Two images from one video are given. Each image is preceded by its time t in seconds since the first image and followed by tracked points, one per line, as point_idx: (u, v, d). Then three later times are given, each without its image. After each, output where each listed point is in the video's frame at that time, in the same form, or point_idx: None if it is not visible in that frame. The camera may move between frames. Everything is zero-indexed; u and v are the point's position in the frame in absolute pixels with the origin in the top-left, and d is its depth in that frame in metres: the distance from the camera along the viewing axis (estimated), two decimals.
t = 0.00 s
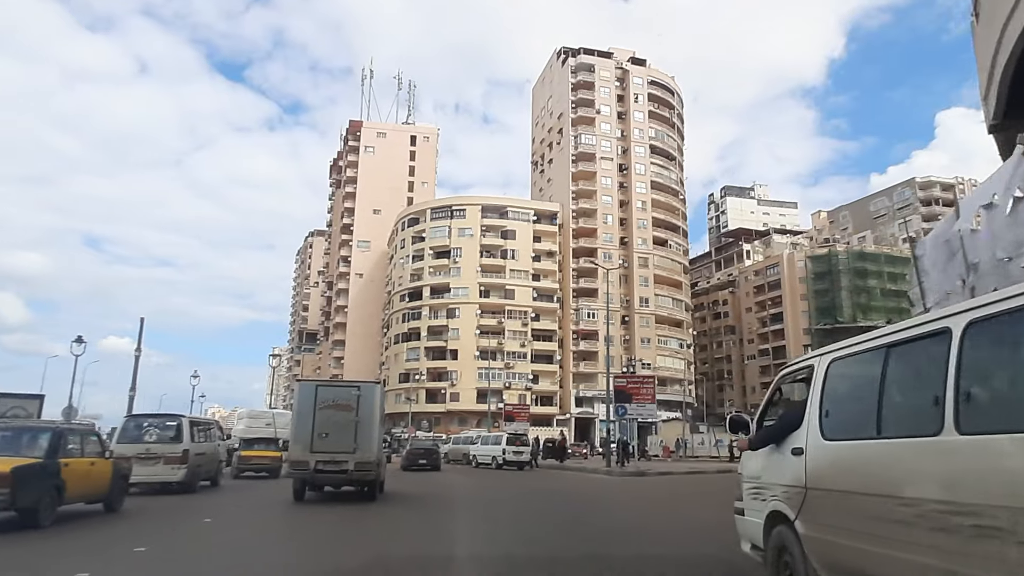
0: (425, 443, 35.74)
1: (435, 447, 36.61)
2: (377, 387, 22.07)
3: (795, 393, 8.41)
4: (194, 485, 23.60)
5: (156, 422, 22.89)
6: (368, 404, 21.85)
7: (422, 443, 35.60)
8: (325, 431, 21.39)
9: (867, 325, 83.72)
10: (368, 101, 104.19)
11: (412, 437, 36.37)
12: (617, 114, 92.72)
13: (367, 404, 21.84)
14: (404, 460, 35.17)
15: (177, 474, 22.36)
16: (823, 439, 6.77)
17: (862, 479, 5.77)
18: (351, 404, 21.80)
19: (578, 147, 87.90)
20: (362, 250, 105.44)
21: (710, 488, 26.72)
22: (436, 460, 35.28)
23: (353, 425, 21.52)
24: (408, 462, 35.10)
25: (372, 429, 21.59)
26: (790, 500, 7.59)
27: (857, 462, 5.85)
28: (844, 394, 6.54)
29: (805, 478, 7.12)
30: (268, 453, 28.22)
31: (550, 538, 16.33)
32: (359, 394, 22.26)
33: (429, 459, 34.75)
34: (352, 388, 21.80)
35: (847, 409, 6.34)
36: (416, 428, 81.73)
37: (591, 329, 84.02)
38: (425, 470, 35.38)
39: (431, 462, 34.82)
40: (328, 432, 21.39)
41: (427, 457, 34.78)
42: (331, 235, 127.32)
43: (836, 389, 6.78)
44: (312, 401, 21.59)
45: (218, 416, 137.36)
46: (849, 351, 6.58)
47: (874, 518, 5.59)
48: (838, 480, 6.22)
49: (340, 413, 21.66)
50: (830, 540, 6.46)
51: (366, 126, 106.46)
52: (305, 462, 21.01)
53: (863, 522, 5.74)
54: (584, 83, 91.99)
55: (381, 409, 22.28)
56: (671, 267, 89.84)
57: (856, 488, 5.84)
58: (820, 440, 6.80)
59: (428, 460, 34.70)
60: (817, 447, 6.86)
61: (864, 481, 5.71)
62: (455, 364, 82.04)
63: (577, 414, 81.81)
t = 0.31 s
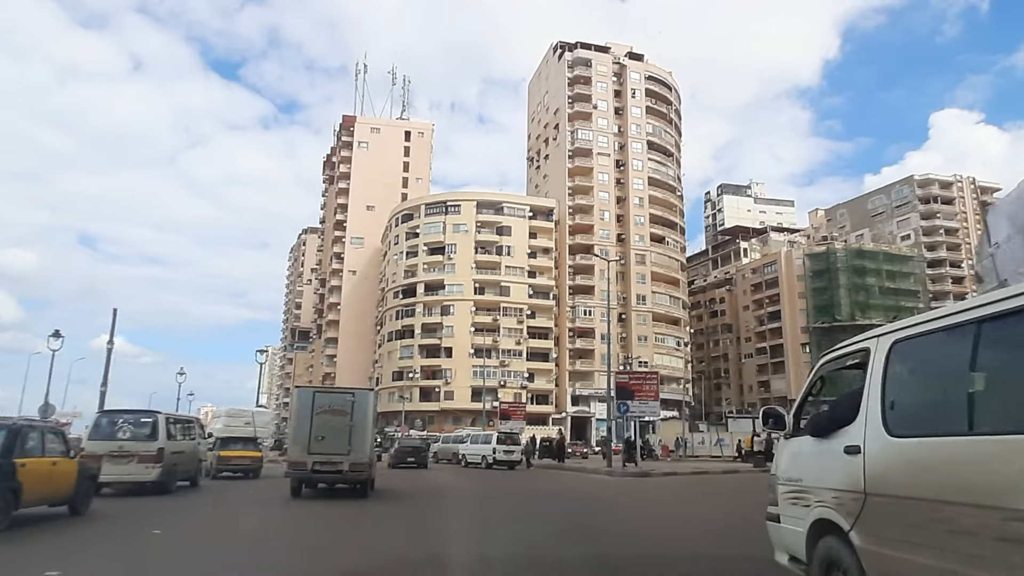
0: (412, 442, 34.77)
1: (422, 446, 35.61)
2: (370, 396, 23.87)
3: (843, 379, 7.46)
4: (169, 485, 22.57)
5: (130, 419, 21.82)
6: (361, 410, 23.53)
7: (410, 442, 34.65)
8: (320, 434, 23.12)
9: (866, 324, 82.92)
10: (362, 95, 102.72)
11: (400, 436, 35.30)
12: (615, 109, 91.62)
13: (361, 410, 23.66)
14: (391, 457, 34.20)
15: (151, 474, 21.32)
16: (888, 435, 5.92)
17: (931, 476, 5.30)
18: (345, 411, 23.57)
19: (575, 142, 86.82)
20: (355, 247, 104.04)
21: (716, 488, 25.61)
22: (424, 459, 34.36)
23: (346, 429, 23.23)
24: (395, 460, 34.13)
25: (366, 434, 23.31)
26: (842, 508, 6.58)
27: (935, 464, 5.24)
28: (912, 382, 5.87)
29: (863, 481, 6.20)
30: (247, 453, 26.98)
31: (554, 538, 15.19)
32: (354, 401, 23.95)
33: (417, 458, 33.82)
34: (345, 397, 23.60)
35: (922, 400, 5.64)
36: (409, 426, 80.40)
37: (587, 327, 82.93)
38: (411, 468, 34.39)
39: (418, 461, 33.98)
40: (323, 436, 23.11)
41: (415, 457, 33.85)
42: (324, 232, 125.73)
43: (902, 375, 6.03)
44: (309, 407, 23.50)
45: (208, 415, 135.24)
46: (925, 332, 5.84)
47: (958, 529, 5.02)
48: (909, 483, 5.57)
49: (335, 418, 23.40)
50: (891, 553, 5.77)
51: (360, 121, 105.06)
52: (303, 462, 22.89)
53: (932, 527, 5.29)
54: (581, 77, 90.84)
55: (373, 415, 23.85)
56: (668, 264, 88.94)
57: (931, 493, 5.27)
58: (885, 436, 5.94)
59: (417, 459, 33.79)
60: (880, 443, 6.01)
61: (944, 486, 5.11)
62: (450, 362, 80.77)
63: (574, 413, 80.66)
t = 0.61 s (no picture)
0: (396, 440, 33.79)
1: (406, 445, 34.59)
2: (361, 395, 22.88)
3: (871, 371, 6.32)
4: (143, 486, 21.33)
5: (101, 417, 20.54)
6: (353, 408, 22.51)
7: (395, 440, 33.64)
8: (312, 433, 21.91)
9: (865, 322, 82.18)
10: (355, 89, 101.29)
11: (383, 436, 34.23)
12: (611, 105, 90.51)
13: (353, 408, 22.57)
14: (376, 455, 33.15)
15: (123, 475, 20.08)
16: (938, 433, 4.90)
17: (975, 483, 4.48)
18: (337, 409, 22.39)
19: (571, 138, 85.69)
20: (348, 243, 102.64)
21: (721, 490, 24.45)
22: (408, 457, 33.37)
23: (338, 428, 22.09)
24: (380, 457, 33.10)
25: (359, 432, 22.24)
26: (879, 517, 5.49)
27: (988, 468, 4.36)
28: (968, 374, 4.82)
29: (907, 487, 5.14)
30: (223, 451, 26.14)
31: (553, 543, 14.06)
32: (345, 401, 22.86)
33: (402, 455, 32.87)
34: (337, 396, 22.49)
35: (978, 395, 4.66)
36: (402, 426, 79.11)
37: (583, 325, 81.71)
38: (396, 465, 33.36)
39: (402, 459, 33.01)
40: (315, 435, 21.90)
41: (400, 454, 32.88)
42: (316, 228, 124.19)
43: (954, 368, 4.97)
44: (301, 406, 22.29)
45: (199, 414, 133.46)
46: (980, 316, 4.80)
47: (998, 539, 4.32)
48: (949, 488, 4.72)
49: (327, 418, 22.19)
50: (920, 563, 4.98)
51: (353, 116, 103.66)
52: (296, 460, 21.70)
53: (974, 537, 4.51)
54: (577, 72, 89.67)
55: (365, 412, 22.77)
56: (665, 262, 87.91)
57: (969, 500, 4.53)
58: (933, 435, 4.92)
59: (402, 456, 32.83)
60: (927, 444, 4.98)
61: (1005, 493, 4.23)
62: (443, 360, 79.50)
63: (569, 412, 79.47)
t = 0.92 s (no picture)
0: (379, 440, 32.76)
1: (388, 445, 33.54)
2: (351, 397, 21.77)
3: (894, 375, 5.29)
4: (117, 488, 20.06)
5: (71, 415, 19.25)
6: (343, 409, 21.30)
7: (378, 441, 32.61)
8: (303, 433, 20.71)
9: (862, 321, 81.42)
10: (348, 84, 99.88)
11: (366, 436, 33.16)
12: (606, 101, 89.48)
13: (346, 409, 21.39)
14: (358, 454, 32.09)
15: (93, 475, 18.81)
16: (970, 433, 4.01)
17: (1007, 488, 3.66)
18: (328, 410, 21.19)
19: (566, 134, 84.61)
20: (340, 240, 101.20)
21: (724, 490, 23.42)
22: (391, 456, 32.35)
23: (327, 428, 20.88)
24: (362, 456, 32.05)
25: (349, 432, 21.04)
26: (897, 520, 4.55)
27: None
28: (1007, 372, 3.91)
29: (931, 488, 4.26)
30: (192, 452, 25.07)
31: (547, 542, 13.04)
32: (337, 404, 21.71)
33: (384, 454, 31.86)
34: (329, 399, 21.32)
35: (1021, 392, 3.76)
36: (394, 425, 77.87)
37: (578, 323, 80.56)
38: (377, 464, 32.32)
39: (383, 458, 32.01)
40: (304, 435, 20.71)
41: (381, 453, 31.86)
42: (308, 226, 122.70)
43: (986, 366, 4.07)
44: (292, 407, 21.09)
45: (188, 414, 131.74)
46: None
47: None
48: (975, 492, 3.90)
49: (319, 420, 20.99)
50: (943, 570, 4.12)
51: (345, 112, 102.26)
52: (288, 458, 20.46)
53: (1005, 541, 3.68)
54: (572, 67, 88.56)
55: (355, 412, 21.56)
56: (661, 259, 86.87)
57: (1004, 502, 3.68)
58: (961, 434, 4.05)
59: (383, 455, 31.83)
60: (953, 443, 4.10)
61: None
62: (436, 359, 78.26)
63: (563, 412, 78.31)
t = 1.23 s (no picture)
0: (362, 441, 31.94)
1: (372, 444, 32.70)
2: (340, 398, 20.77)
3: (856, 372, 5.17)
4: (93, 490, 19.01)
5: (46, 414, 18.26)
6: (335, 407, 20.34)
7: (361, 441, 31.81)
8: (295, 432, 19.77)
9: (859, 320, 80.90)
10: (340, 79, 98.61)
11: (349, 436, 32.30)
12: (601, 97, 88.70)
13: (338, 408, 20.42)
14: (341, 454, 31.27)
15: (69, 476, 17.81)
16: (932, 428, 3.89)
17: (971, 482, 3.55)
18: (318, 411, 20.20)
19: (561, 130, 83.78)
20: (332, 238, 100.03)
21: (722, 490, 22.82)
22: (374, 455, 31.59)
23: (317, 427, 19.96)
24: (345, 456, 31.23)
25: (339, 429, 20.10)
26: (867, 514, 4.36)
27: (990, 467, 3.42)
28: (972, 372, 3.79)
29: (897, 482, 4.10)
30: (161, 452, 24.28)
31: (532, 538, 12.58)
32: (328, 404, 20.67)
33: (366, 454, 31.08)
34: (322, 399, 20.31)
35: (982, 386, 3.67)
36: (385, 425, 76.87)
37: (572, 321, 79.75)
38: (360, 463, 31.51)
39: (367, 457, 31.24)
40: (295, 435, 19.79)
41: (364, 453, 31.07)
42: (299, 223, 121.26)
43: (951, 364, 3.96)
44: (284, 408, 20.10)
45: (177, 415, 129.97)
46: (987, 304, 3.78)
47: (1000, 540, 3.38)
48: (937, 485, 3.78)
49: (311, 421, 19.99)
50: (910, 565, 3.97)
51: (337, 108, 101.00)
52: (280, 458, 19.44)
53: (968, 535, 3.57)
54: (567, 63, 87.73)
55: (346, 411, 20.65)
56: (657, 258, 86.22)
57: (964, 494, 3.58)
58: (924, 430, 3.94)
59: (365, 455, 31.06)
60: (917, 438, 3.97)
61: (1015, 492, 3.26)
62: (429, 357, 77.28)
63: (558, 411, 77.53)
